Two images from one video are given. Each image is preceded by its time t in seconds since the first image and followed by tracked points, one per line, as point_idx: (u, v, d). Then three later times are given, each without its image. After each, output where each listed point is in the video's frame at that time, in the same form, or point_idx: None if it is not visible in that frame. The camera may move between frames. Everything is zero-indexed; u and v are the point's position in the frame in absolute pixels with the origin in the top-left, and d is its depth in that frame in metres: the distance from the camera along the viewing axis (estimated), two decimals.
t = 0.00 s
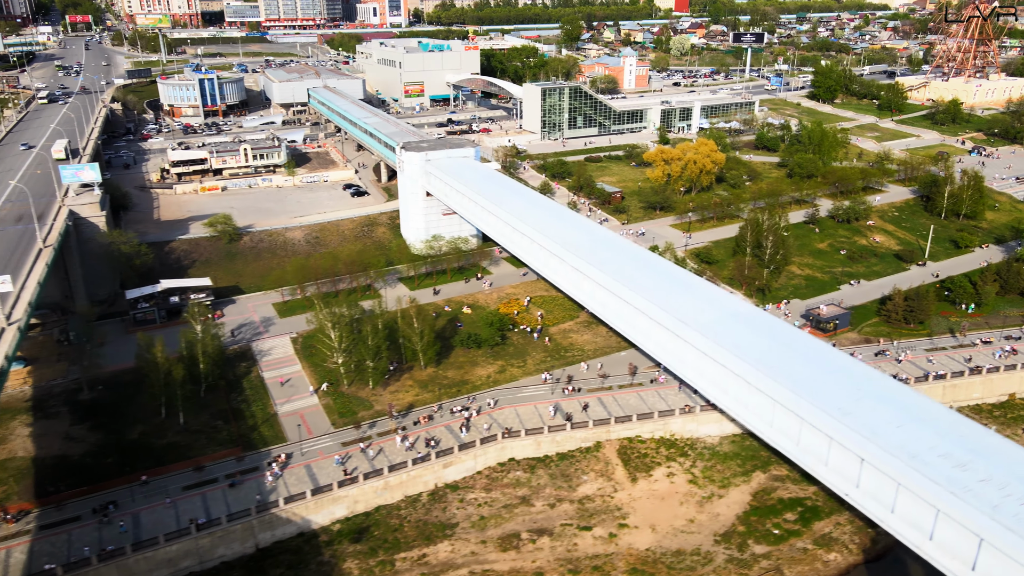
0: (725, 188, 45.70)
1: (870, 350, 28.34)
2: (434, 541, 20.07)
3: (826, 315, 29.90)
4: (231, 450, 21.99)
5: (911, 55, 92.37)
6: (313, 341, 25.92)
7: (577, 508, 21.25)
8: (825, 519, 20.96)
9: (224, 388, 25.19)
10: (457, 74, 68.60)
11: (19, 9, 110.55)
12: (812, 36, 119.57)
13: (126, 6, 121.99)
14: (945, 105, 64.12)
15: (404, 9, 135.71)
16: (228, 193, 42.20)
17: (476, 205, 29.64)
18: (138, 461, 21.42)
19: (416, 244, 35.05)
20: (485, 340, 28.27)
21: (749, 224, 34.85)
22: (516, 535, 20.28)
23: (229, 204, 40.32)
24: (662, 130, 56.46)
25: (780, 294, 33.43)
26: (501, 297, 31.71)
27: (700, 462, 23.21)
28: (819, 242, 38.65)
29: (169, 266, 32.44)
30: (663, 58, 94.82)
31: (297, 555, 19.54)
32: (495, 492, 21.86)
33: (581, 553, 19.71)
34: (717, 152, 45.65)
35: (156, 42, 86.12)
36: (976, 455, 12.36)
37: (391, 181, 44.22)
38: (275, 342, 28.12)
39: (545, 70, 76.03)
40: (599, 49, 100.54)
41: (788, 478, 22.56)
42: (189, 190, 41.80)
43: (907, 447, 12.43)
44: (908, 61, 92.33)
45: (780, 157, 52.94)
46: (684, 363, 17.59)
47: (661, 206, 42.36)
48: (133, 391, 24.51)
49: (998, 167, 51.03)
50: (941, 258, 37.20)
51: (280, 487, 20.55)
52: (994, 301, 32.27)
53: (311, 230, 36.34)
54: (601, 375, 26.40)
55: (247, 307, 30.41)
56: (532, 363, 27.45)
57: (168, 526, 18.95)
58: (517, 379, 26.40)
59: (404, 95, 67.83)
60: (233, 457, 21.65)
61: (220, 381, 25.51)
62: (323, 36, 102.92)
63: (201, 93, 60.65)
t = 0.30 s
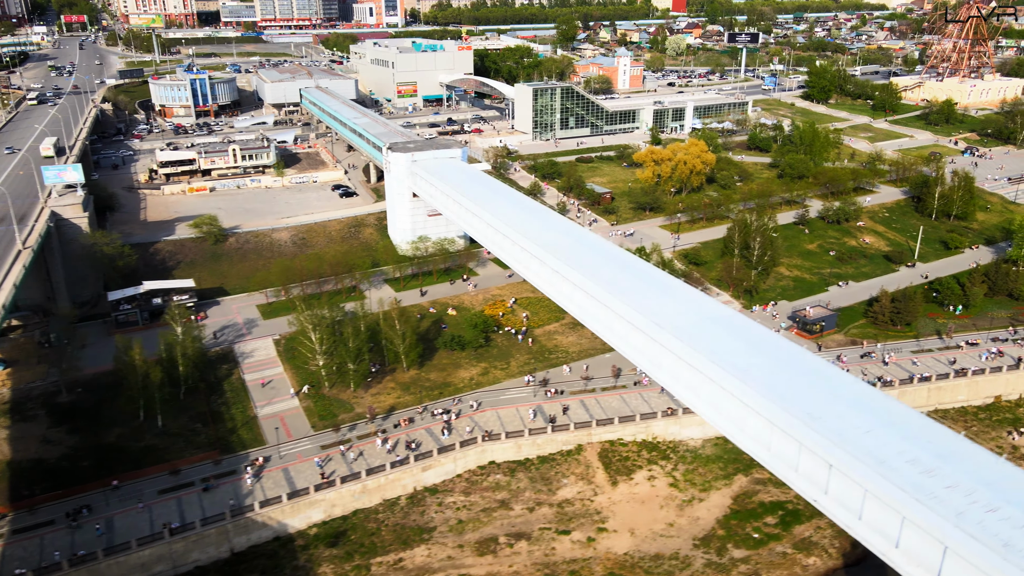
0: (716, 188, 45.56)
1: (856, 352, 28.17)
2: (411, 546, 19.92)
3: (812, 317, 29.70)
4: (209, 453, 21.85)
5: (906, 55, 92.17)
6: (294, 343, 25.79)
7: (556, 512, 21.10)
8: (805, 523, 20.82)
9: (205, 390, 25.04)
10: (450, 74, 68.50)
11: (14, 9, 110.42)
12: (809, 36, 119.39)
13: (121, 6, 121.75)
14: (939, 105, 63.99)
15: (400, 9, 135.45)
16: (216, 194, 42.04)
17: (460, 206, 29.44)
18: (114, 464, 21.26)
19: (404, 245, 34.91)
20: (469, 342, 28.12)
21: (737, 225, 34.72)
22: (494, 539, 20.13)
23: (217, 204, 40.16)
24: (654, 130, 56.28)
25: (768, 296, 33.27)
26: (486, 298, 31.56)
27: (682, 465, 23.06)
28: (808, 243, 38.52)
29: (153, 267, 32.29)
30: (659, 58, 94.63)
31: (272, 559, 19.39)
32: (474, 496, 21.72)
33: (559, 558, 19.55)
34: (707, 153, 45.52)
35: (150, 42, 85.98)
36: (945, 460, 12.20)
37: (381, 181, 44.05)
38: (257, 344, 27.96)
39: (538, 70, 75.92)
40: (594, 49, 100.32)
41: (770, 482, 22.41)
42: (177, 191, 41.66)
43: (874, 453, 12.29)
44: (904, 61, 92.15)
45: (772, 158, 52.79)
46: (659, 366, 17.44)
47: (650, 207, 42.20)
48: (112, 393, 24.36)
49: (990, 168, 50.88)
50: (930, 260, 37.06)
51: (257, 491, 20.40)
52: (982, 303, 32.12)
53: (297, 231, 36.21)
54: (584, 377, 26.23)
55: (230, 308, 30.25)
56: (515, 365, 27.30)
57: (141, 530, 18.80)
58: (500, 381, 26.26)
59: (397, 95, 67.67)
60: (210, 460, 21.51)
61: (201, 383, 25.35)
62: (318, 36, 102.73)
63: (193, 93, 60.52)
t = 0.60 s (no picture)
0: (705, 189, 45.40)
1: (839, 354, 28.00)
2: (384, 550, 19.73)
3: (796, 318, 29.53)
4: (183, 457, 21.68)
5: (901, 55, 91.93)
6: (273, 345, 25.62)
7: (532, 516, 20.93)
8: (782, 527, 20.66)
9: (182, 393, 24.86)
10: (442, 75, 68.34)
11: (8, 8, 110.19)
12: (804, 36, 119.22)
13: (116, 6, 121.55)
14: (931, 105, 63.82)
15: (396, 9, 135.24)
16: (203, 194, 41.86)
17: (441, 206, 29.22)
18: (86, 468, 21.08)
19: (389, 245, 34.77)
20: (450, 344, 27.95)
21: (723, 226, 34.57)
22: (468, 544, 19.94)
23: (203, 205, 39.98)
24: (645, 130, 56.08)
25: (753, 297, 33.08)
26: (470, 300, 31.39)
27: (660, 468, 22.89)
28: (796, 244, 38.36)
29: (136, 269, 32.13)
30: (653, 58, 94.45)
31: (243, 564, 19.21)
32: (450, 500, 21.55)
33: (533, 563, 19.37)
34: (696, 153, 45.35)
35: (143, 42, 85.81)
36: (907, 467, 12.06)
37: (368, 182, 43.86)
38: (237, 347, 27.79)
39: (531, 70, 75.75)
40: (589, 49, 100.09)
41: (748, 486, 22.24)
42: (164, 192, 41.49)
43: (835, 460, 12.16)
44: (899, 61, 91.96)
45: (763, 158, 52.64)
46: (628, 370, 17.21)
47: (639, 208, 41.98)
48: (88, 396, 24.19)
49: (981, 169, 50.73)
50: (918, 261, 36.91)
51: (229, 495, 20.23)
52: (968, 304, 31.96)
53: (282, 232, 36.05)
54: (565, 380, 26.06)
55: (212, 310, 30.08)
56: (496, 367, 27.11)
57: (111, 535, 18.64)
58: (480, 383, 26.09)
59: (389, 95, 67.50)
60: (183, 463, 21.33)
61: (178, 386, 25.17)
62: (313, 36, 102.51)
63: (183, 93, 60.35)
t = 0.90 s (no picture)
0: (695, 189, 45.24)
1: (824, 356, 27.88)
2: (360, 554, 19.58)
3: (782, 320, 29.39)
4: (160, 460, 21.54)
5: (897, 55, 91.71)
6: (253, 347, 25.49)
7: (510, 520, 20.79)
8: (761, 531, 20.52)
9: (162, 395, 24.70)
10: (435, 75, 68.20)
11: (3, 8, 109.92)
12: (801, 36, 119.06)
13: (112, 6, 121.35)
14: (925, 106, 63.64)
15: (393, 9, 135.00)
16: (191, 195, 41.71)
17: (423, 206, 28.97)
18: (62, 471, 20.93)
19: (376, 246, 34.64)
20: (433, 345, 27.81)
21: (710, 227, 34.43)
22: (444, 548, 19.79)
23: (190, 206, 39.84)
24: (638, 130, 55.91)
25: (740, 298, 32.93)
26: (455, 301, 31.26)
27: (641, 471, 22.74)
28: (785, 245, 38.22)
29: (120, 270, 31.98)
30: (649, 58, 94.27)
31: (217, 569, 19.07)
32: (428, 503, 21.40)
33: (509, 567, 19.22)
34: (687, 154, 45.23)
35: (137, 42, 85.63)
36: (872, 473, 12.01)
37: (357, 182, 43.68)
38: (219, 348, 27.64)
39: (525, 70, 75.62)
40: (584, 49, 99.94)
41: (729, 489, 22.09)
42: (151, 192, 41.35)
43: (800, 467, 12.09)
44: (894, 62, 91.79)
45: (755, 158, 52.50)
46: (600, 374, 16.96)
47: (628, 209, 41.77)
48: (67, 399, 24.04)
49: (973, 169, 50.56)
50: (907, 262, 36.77)
51: (205, 499, 20.09)
52: (955, 306, 31.83)
53: (268, 233, 35.91)
54: (548, 382, 25.92)
55: (195, 311, 29.91)
56: (479, 369, 26.96)
57: (84, 539, 18.49)
58: (462, 386, 25.94)
59: (382, 95, 67.36)
60: (159, 467, 21.20)
61: (158, 389, 25.02)
62: (308, 36, 102.37)
63: (175, 93, 60.20)
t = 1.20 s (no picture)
0: (685, 190, 45.08)
1: (807, 358, 27.74)
2: (332, 559, 19.41)
3: (765, 322, 29.26)
4: (133, 463, 21.41)
5: (892, 55, 91.60)
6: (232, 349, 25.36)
7: (485, 524, 20.65)
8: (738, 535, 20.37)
9: (138, 398, 24.56)
10: (427, 75, 68.08)
11: None
12: (796, 36, 118.94)
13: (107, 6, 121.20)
14: (917, 106, 63.52)
15: (389, 9, 134.77)
16: (177, 196, 41.56)
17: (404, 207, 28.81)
18: (33, 475, 20.79)
19: (360, 247, 34.50)
20: (414, 347, 27.68)
21: (696, 228, 34.29)
22: (418, 552, 19.63)
23: (175, 207, 39.68)
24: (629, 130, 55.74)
25: (726, 300, 32.77)
26: (438, 303, 31.12)
27: (619, 474, 22.60)
28: (772, 246, 38.08)
29: (102, 271, 31.83)
30: (643, 58, 94.15)
31: (187, 573, 18.94)
32: (403, 507, 21.25)
33: (482, 571, 19.07)
34: (675, 155, 45.10)
35: (130, 42, 85.46)
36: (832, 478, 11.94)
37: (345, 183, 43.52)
38: (198, 350, 27.49)
39: (518, 71, 75.49)
40: (579, 50, 99.77)
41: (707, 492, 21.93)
42: (137, 193, 41.18)
43: (760, 474, 12.01)
44: (888, 62, 91.71)
45: (745, 159, 52.36)
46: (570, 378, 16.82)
47: (616, 210, 41.63)
48: (42, 401, 23.89)
49: (963, 170, 50.43)
50: (894, 263, 36.63)
51: (176, 502, 19.96)
52: (941, 307, 31.69)
53: (252, 234, 35.78)
54: (528, 385, 25.78)
55: (176, 313, 29.76)
56: (460, 371, 26.82)
57: (52, 543, 18.35)
58: (441, 388, 25.80)
59: (374, 96, 67.23)
60: (132, 471, 21.06)
61: (135, 391, 24.88)
62: (303, 36, 102.19)
63: (165, 93, 60.03)
